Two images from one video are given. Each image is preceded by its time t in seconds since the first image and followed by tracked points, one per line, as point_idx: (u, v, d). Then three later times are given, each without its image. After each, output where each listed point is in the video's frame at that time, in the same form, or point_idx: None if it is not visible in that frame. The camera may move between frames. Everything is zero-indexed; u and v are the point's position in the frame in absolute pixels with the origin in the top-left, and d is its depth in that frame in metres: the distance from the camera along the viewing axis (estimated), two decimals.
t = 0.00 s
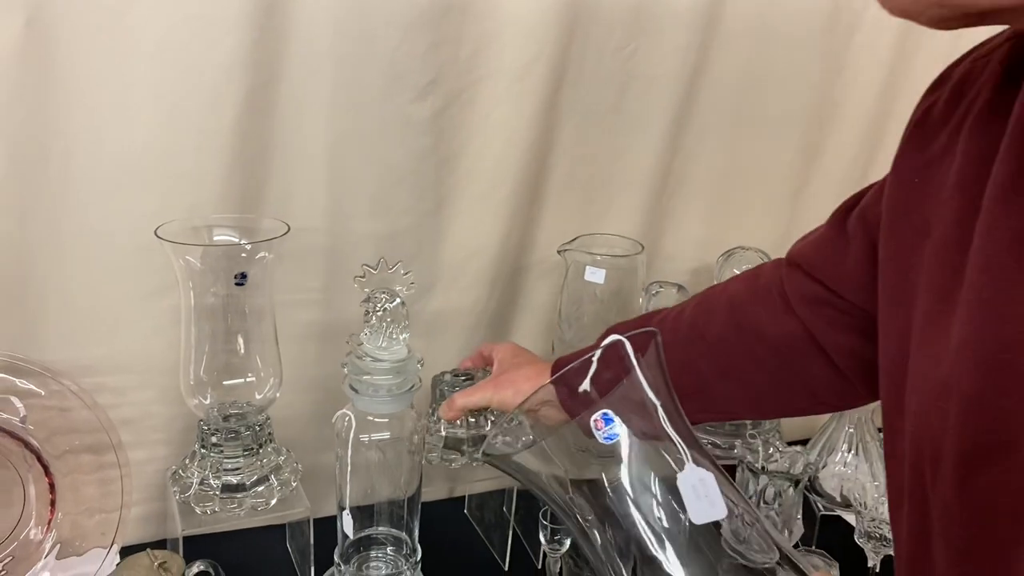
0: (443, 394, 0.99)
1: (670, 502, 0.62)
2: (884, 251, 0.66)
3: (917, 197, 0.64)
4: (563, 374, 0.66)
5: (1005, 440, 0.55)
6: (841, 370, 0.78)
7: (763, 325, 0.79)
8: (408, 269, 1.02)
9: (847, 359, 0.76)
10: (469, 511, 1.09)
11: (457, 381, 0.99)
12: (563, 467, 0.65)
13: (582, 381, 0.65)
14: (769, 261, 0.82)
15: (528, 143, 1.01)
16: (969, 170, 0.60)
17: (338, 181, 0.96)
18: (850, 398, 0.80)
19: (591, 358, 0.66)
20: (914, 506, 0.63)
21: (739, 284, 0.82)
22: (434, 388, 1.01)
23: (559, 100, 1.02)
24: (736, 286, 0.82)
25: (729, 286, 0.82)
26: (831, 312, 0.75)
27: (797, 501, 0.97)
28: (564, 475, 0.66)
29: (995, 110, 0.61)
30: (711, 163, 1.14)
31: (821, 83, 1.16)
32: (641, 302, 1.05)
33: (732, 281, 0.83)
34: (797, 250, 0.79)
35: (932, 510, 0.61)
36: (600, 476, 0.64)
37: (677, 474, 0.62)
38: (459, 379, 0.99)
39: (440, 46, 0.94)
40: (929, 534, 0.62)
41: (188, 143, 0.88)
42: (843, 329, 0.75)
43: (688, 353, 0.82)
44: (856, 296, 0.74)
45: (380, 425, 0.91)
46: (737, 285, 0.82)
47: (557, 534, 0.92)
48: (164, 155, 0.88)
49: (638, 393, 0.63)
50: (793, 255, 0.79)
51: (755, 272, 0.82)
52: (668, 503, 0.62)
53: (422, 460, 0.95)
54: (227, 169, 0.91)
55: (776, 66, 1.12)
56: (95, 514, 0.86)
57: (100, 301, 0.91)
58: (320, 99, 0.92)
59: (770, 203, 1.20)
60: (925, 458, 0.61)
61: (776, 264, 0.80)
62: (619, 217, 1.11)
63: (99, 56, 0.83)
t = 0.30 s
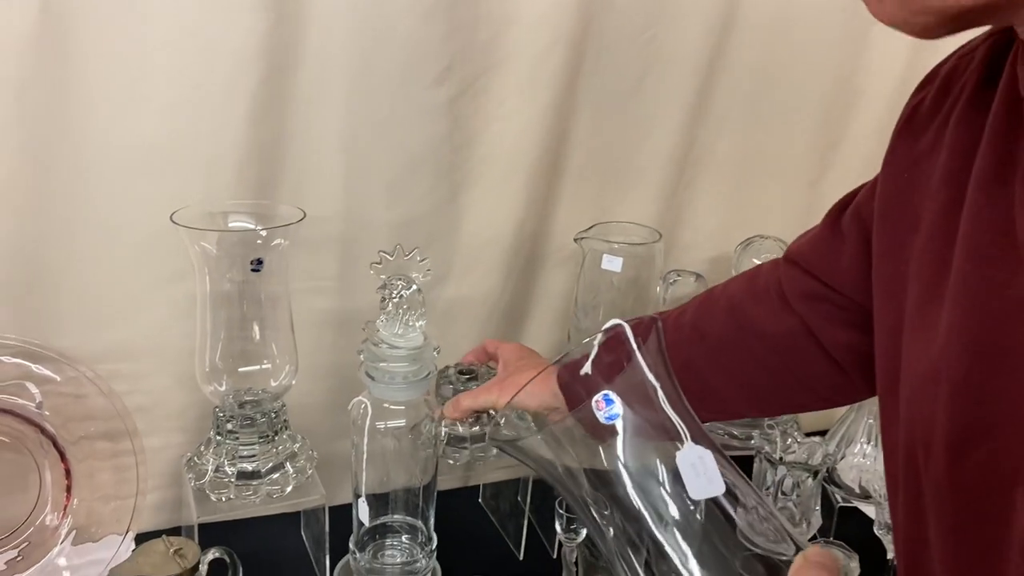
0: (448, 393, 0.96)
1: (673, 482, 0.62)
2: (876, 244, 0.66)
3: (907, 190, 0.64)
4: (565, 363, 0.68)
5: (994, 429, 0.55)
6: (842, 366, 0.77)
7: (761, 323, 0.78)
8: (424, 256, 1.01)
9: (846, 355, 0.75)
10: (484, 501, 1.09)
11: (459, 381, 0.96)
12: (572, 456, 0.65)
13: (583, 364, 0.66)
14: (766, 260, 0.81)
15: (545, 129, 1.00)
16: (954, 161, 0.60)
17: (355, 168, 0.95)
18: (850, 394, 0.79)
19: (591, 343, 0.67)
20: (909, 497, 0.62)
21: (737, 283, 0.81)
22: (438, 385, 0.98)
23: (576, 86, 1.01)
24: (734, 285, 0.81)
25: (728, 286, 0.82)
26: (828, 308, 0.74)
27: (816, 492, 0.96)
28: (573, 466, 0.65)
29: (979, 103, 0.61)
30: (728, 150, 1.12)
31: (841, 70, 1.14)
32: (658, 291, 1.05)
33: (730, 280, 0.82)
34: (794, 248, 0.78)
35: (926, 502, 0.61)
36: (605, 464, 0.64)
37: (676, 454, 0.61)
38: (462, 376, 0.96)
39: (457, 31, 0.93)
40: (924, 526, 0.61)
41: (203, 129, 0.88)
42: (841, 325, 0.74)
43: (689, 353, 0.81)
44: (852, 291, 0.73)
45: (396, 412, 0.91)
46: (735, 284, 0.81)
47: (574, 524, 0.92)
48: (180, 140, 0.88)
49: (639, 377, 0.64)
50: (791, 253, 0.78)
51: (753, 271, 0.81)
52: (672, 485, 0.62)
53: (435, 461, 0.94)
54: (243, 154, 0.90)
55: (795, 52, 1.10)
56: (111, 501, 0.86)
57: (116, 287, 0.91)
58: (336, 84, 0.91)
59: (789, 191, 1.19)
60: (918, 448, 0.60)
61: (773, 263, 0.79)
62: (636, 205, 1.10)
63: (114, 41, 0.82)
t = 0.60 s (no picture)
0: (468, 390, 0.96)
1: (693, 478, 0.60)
2: (907, 239, 0.64)
3: (939, 184, 0.63)
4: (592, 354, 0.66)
5: None
6: (875, 367, 0.75)
7: (791, 323, 0.76)
8: (444, 246, 0.99)
9: (878, 354, 0.73)
10: (502, 495, 1.07)
11: (480, 379, 0.96)
12: (594, 451, 0.63)
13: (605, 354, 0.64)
14: (796, 260, 0.79)
15: (567, 116, 0.98)
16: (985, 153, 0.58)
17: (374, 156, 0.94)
18: (883, 395, 0.77)
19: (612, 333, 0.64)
20: (942, 498, 0.59)
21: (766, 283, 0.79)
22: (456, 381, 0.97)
23: (598, 73, 0.99)
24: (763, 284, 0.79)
25: (757, 286, 0.80)
26: (860, 307, 0.73)
27: (841, 488, 0.95)
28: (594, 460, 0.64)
29: (1012, 94, 0.59)
30: (752, 140, 1.11)
31: (866, 58, 1.12)
32: (682, 283, 1.04)
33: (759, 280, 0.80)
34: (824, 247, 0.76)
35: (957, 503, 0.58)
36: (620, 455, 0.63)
37: (695, 448, 0.60)
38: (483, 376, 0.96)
39: (478, 16, 0.91)
40: (957, 529, 0.58)
41: (221, 115, 0.86)
42: (873, 325, 0.72)
43: (719, 354, 0.79)
44: (883, 289, 0.71)
45: (416, 405, 0.90)
46: (764, 284, 0.79)
47: (595, 519, 0.91)
48: (197, 128, 0.86)
49: (660, 370, 0.62)
50: (820, 251, 0.76)
51: (782, 270, 0.79)
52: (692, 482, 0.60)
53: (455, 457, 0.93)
54: (261, 142, 0.89)
55: (820, 39, 1.08)
56: (125, 494, 0.85)
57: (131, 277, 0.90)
58: (355, 70, 0.90)
59: (813, 180, 1.17)
60: (949, 447, 0.58)
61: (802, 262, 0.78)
62: (658, 196, 1.08)
63: (130, 25, 0.81)
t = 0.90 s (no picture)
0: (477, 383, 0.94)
1: (714, 479, 0.59)
2: (931, 233, 0.63)
3: (963, 177, 0.61)
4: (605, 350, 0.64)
5: None
6: (894, 363, 0.73)
7: (809, 318, 0.75)
8: (457, 236, 0.98)
9: (899, 350, 0.72)
10: (514, 488, 1.07)
11: (489, 370, 0.94)
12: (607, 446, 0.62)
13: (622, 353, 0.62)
14: (814, 254, 0.78)
15: (583, 105, 0.97)
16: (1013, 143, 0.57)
17: (387, 144, 0.93)
18: (902, 392, 0.75)
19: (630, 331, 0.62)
20: (966, 497, 0.58)
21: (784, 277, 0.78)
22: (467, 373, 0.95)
23: (614, 62, 0.98)
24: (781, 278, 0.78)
25: (774, 280, 0.78)
26: (881, 301, 0.71)
27: (860, 483, 0.94)
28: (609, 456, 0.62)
29: None
30: (769, 130, 1.09)
31: (886, 47, 1.11)
32: (699, 273, 1.02)
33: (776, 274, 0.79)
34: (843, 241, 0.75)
35: (982, 503, 0.57)
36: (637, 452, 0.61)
37: (717, 449, 0.58)
38: (492, 368, 0.94)
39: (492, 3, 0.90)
40: (982, 530, 0.57)
41: (232, 104, 0.85)
42: (894, 320, 0.71)
43: (735, 348, 0.78)
44: (905, 284, 0.70)
45: (429, 397, 0.89)
46: (782, 278, 0.78)
47: (609, 514, 0.90)
48: (208, 116, 0.85)
49: (681, 369, 0.60)
50: (839, 245, 0.75)
51: (800, 264, 0.78)
52: (714, 483, 0.59)
53: (467, 449, 0.91)
54: (273, 131, 0.88)
55: (839, 28, 1.07)
56: (137, 485, 0.84)
57: (142, 267, 0.89)
58: (368, 58, 0.89)
59: (830, 171, 1.15)
60: (973, 445, 0.56)
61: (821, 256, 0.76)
62: (673, 187, 1.07)
63: (141, 12, 0.80)
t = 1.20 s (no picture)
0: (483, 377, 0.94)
1: (730, 477, 0.58)
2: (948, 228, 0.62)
3: (981, 171, 0.60)
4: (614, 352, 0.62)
5: None
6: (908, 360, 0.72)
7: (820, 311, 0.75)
8: (465, 230, 0.98)
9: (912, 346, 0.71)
10: (523, 482, 1.06)
11: (496, 364, 0.94)
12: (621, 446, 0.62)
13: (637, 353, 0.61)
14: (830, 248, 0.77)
15: (593, 98, 0.96)
16: None
17: (395, 138, 0.92)
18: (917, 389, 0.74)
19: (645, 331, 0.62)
20: (983, 498, 0.57)
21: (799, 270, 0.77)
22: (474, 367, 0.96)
23: (624, 56, 0.97)
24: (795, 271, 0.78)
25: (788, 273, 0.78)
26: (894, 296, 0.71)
27: (870, 479, 0.94)
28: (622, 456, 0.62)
29: None
30: (779, 124, 1.08)
31: (898, 41, 1.10)
32: (706, 269, 1.02)
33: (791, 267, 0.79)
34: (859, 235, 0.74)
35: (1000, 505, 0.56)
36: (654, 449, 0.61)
37: (734, 448, 0.58)
38: (498, 362, 0.94)
39: None
40: (1001, 532, 0.56)
41: (242, 97, 0.85)
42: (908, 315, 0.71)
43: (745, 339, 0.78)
44: (922, 280, 0.69)
45: (437, 392, 0.89)
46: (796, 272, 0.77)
47: (617, 509, 0.89)
48: (217, 109, 0.85)
49: (698, 367, 0.60)
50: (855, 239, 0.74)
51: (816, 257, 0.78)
52: (728, 480, 0.59)
53: (474, 443, 0.92)
54: (282, 124, 0.87)
55: (851, 21, 1.06)
56: (146, 477, 0.85)
57: (152, 260, 0.89)
58: (377, 50, 0.88)
59: (841, 165, 1.14)
60: (991, 446, 0.55)
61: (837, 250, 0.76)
62: (683, 181, 1.06)
63: (151, 6, 0.80)
